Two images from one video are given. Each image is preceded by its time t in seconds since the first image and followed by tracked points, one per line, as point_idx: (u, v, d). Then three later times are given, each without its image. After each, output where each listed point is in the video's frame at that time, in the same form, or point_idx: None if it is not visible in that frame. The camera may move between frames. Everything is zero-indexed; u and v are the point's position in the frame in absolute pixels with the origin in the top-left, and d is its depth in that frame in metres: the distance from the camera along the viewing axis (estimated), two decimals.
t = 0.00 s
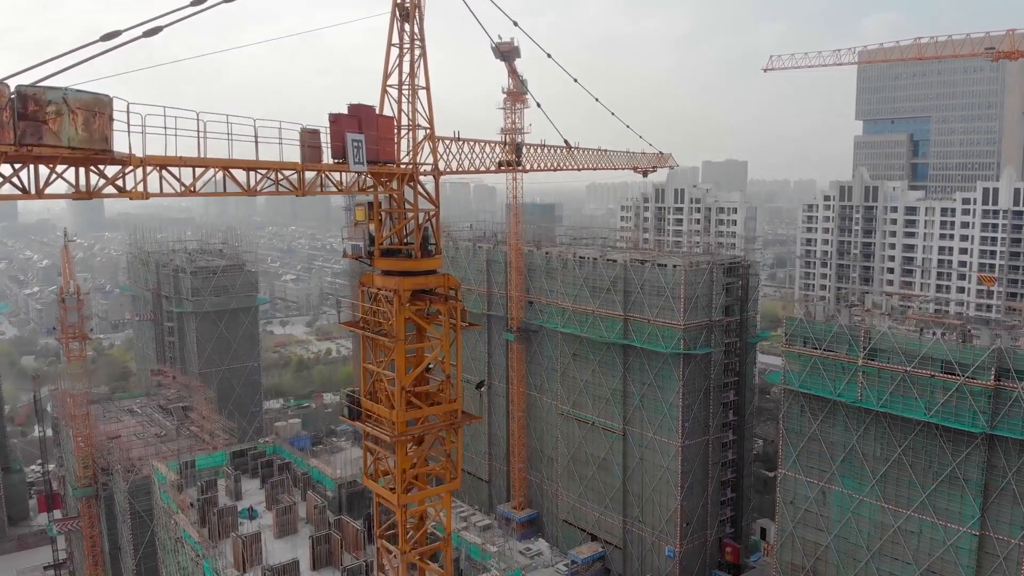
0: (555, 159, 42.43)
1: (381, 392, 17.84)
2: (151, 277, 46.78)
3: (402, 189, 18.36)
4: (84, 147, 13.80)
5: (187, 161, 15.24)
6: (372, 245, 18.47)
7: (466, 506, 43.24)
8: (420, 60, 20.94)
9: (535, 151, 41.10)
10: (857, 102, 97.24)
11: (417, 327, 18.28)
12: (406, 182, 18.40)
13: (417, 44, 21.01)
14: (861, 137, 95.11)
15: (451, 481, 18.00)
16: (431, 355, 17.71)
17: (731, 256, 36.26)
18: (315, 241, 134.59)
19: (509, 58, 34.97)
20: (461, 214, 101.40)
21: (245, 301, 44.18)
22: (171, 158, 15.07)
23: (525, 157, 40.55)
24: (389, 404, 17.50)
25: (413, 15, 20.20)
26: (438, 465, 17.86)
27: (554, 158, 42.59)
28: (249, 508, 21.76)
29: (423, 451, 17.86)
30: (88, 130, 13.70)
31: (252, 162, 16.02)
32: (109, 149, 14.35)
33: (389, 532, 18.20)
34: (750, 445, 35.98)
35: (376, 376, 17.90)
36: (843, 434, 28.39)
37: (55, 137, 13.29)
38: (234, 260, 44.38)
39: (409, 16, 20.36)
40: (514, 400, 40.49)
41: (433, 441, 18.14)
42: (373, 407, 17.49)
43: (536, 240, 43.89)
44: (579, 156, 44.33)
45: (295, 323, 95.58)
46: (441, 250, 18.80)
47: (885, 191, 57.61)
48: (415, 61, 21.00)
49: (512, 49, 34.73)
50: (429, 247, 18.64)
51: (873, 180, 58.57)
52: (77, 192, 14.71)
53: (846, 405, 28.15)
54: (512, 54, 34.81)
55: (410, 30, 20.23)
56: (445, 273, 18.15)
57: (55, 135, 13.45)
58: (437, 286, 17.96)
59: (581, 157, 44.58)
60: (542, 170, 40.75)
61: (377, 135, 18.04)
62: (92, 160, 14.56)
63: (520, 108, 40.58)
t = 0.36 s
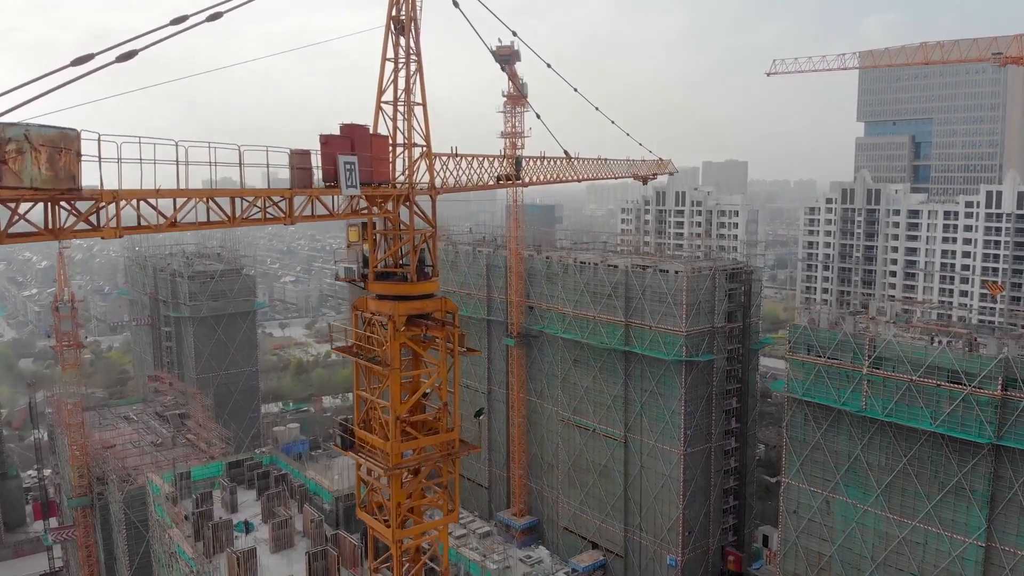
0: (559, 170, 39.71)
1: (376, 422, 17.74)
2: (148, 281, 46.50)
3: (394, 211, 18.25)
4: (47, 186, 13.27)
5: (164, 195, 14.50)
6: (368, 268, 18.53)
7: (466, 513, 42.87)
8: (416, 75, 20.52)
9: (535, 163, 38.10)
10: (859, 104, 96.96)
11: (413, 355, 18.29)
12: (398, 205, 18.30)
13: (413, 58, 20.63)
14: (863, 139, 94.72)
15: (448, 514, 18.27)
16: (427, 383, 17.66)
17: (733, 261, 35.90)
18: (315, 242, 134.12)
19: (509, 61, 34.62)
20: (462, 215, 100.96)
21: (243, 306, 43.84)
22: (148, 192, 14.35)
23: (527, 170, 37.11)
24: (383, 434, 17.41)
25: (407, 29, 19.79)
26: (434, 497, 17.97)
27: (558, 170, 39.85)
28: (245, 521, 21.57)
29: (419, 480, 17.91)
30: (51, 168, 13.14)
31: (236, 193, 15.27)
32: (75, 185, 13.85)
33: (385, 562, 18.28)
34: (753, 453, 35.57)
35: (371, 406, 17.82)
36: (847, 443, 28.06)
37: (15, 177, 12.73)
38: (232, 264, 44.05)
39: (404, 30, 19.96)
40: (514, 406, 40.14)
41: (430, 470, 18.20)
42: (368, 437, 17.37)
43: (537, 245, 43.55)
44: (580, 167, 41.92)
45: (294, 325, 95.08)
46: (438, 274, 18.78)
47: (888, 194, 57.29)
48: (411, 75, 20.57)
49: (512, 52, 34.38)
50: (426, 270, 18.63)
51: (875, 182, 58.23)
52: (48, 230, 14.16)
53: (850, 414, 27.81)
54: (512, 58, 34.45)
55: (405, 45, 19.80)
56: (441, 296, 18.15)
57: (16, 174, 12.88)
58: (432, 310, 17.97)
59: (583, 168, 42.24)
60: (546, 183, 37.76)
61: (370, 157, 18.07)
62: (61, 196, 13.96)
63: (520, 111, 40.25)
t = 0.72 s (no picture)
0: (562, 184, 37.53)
1: (369, 457, 17.42)
2: (145, 286, 46.17)
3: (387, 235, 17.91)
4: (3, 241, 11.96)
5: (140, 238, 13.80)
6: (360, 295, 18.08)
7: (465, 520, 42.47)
8: (410, 95, 19.88)
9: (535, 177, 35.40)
10: (860, 106, 96.64)
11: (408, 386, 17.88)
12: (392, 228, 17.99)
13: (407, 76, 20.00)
14: (865, 141, 94.40)
15: (445, 553, 17.84)
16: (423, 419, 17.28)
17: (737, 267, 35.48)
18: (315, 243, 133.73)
19: (510, 66, 34.23)
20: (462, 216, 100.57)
21: (241, 311, 43.46)
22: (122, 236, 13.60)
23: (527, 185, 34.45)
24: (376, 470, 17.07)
25: (401, 46, 19.23)
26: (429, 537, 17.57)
27: (560, 183, 37.51)
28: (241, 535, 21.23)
29: (414, 518, 17.56)
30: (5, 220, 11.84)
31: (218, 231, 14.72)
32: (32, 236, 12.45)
33: None
34: (756, 462, 35.18)
35: (364, 441, 17.49)
36: (852, 454, 27.66)
37: None
38: (230, 269, 43.64)
39: (399, 47, 19.38)
40: (514, 413, 39.76)
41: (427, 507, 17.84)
42: (360, 474, 17.05)
43: (537, 250, 43.17)
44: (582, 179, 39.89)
45: (293, 328, 94.63)
46: (434, 300, 18.35)
47: (890, 198, 56.91)
48: (405, 94, 19.79)
49: (512, 57, 33.97)
50: (421, 296, 18.24)
51: (878, 186, 57.78)
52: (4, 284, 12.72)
53: (855, 424, 27.42)
54: (513, 62, 34.05)
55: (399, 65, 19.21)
56: (437, 327, 17.76)
57: None
58: (428, 340, 17.59)
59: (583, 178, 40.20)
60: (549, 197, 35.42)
61: (362, 186, 17.88)
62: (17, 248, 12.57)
63: (521, 116, 39.91)
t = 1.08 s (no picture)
0: (562, 197, 36.59)
1: (362, 495, 17.15)
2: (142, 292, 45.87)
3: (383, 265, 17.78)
4: None
5: (104, 290, 13.04)
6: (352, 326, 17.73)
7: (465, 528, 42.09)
8: (404, 116, 19.34)
9: (535, 191, 34.04)
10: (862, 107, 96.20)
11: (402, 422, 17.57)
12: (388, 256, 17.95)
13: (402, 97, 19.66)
14: (867, 142, 93.99)
15: None
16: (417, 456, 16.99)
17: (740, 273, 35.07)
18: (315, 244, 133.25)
19: (509, 70, 33.84)
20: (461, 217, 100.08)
21: (239, 316, 43.12)
22: (85, 289, 12.84)
23: (524, 203, 33.10)
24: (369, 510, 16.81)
25: (395, 65, 18.81)
26: None
27: (559, 197, 36.23)
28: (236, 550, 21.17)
29: (409, 558, 17.29)
30: None
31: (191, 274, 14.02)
32: None
33: None
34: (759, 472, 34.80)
35: (356, 479, 17.23)
36: (857, 464, 27.30)
37: None
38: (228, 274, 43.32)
39: (393, 65, 18.99)
40: (514, 420, 39.39)
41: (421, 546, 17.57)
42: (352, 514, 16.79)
43: (537, 255, 42.81)
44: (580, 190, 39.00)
45: (293, 330, 94.20)
46: (428, 330, 18.15)
47: (893, 201, 56.46)
48: (400, 117, 19.26)
49: (512, 61, 33.54)
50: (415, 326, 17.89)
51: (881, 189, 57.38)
52: None
53: (861, 435, 27.04)
54: (512, 66, 33.63)
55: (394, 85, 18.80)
56: (432, 359, 17.44)
57: None
58: (422, 372, 17.28)
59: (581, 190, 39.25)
60: (550, 213, 34.51)
61: (352, 215, 17.58)
62: None
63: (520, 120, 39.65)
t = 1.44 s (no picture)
0: (564, 211, 36.22)
1: (355, 535, 17.05)
2: (140, 296, 45.74)
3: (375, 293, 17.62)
4: None
5: (67, 345, 12.40)
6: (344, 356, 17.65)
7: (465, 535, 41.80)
8: (398, 137, 19.09)
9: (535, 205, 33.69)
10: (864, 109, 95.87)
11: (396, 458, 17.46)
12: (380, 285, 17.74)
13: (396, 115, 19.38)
14: (869, 144, 93.67)
15: None
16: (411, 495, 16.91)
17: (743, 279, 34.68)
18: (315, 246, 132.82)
19: (510, 74, 33.51)
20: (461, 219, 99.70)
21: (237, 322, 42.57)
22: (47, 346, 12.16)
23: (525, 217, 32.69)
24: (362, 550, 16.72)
25: (389, 83, 18.55)
26: None
27: (560, 209, 35.93)
28: (231, 565, 21.04)
29: None
30: None
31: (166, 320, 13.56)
32: None
33: None
34: (762, 482, 34.45)
35: (348, 517, 17.14)
36: (862, 475, 26.97)
37: None
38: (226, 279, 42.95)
39: (387, 83, 18.72)
40: (514, 426, 39.07)
41: None
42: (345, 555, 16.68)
43: (538, 260, 42.52)
44: (581, 202, 38.66)
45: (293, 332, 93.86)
46: (424, 360, 18.07)
47: (895, 204, 56.09)
48: (394, 137, 19.00)
49: (512, 65, 33.25)
50: (409, 358, 17.82)
51: (883, 192, 57.07)
52: None
53: (866, 444, 26.70)
54: (513, 70, 33.34)
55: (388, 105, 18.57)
56: (428, 393, 17.30)
57: None
58: (418, 406, 17.15)
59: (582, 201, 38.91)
60: (550, 227, 34.09)
61: (344, 243, 17.25)
62: None
63: (521, 124, 39.50)
